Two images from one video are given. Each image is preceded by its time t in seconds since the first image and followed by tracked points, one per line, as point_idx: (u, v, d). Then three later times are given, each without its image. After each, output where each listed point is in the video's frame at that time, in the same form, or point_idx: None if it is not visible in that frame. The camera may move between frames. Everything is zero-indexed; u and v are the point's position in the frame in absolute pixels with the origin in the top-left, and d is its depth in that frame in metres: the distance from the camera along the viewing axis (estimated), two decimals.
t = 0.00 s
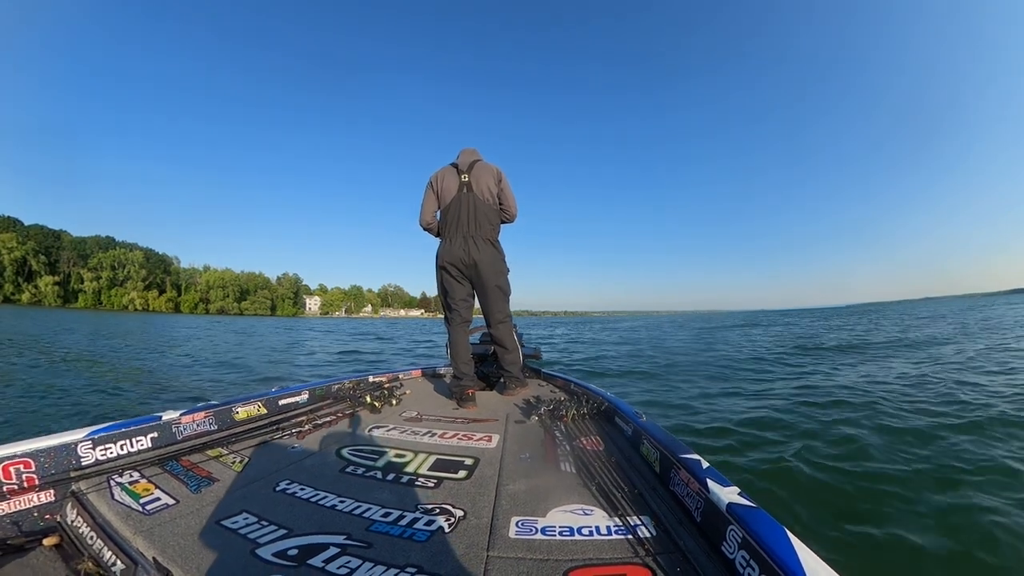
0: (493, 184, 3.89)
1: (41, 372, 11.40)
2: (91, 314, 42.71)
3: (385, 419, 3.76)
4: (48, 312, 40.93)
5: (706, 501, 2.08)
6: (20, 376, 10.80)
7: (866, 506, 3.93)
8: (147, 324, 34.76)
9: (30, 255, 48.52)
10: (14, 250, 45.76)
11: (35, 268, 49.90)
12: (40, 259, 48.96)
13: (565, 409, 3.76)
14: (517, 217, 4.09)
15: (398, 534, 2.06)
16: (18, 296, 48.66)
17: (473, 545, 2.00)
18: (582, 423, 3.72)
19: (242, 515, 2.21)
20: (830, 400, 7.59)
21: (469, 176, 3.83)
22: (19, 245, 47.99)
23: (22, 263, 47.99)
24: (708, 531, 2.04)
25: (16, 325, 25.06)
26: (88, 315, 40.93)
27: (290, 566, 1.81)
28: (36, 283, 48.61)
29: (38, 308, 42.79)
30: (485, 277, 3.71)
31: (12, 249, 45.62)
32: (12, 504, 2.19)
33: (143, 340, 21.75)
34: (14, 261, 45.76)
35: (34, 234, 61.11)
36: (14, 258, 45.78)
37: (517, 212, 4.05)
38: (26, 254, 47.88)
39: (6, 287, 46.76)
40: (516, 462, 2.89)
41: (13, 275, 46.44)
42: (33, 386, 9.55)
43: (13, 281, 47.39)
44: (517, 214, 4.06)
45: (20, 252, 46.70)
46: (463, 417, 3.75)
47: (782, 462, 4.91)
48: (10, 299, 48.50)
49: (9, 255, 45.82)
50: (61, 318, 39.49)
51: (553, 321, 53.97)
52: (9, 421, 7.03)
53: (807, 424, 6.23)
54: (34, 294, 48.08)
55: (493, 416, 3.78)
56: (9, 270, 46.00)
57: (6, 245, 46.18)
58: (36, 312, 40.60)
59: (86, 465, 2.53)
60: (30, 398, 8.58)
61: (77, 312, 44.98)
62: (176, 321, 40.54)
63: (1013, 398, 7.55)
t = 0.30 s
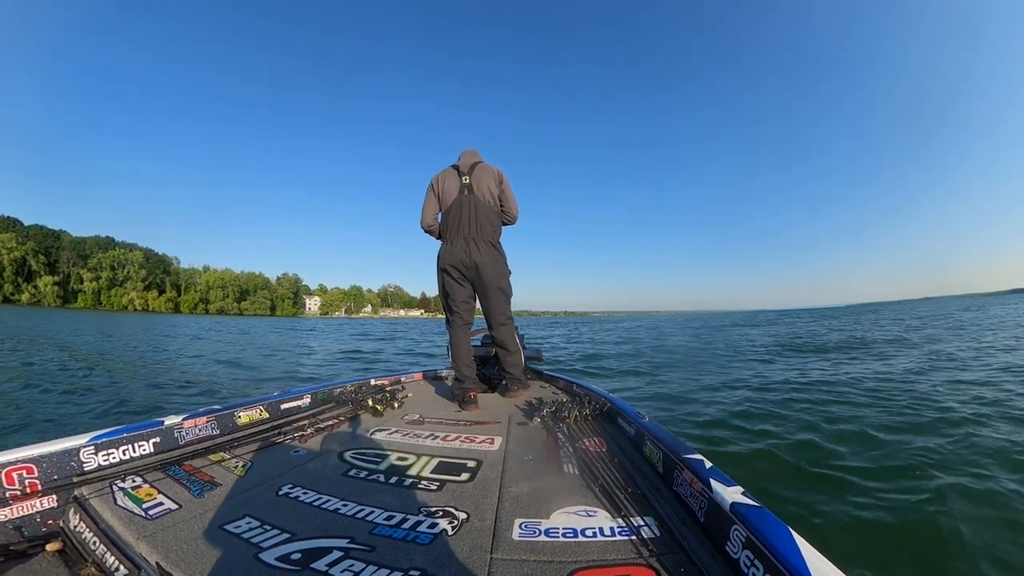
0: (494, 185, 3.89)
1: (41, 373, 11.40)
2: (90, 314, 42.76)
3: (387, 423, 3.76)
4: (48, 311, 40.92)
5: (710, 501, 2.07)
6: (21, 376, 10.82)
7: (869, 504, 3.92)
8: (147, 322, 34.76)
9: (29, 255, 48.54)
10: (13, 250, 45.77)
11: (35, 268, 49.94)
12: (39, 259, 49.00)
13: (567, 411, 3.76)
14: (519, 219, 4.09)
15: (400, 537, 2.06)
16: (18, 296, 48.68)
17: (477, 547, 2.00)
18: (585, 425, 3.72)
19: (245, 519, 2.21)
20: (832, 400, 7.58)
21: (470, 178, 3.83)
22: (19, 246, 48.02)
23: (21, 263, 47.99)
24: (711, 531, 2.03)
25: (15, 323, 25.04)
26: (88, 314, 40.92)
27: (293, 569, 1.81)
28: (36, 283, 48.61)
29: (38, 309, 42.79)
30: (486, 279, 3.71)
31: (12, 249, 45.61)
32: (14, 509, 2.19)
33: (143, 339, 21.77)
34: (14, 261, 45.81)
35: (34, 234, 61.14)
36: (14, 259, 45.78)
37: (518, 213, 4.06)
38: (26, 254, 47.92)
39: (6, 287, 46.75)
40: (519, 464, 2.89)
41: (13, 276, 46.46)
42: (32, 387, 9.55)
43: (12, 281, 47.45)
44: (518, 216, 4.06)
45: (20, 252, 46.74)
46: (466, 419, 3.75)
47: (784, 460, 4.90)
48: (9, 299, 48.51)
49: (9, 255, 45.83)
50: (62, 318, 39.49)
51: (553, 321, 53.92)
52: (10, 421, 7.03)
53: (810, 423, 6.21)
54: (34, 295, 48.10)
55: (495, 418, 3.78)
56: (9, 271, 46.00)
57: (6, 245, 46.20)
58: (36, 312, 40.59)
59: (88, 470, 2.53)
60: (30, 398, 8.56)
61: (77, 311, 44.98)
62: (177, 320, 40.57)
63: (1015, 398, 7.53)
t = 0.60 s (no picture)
0: (494, 186, 3.89)
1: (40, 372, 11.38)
2: (89, 314, 42.75)
3: (389, 424, 3.75)
4: (46, 311, 40.89)
5: (711, 502, 2.07)
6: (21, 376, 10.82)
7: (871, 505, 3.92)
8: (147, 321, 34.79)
9: (29, 255, 48.57)
10: (13, 250, 45.76)
11: (35, 267, 49.96)
12: (39, 259, 49.04)
13: (568, 412, 3.76)
14: (519, 220, 4.09)
15: (402, 538, 2.05)
16: (18, 296, 48.70)
17: (478, 548, 1.99)
18: (586, 426, 3.71)
19: (246, 520, 2.21)
20: (832, 400, 7.58)
21: (470, 179, 3.83)
22: (19, 245, 48.04)
23: (21, 263, 48.00)
24: (713, 532, 2.03)
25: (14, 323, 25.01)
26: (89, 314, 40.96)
27: (294, 571, 1.81)
28: (36, 283, 48.65)
29: (37, 309, 42.79)
30: (487, 280, 3.71)
31: (12, 249, 45.61)
32: (16, 509, 2.19)
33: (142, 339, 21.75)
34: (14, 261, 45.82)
35: (34, 234, 61.15)
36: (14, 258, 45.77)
37: (519, 215, 4.05)
38: (25, 254, 47.94)
39: (6, 287, 46.79)
40: (520, 465, 2.88)
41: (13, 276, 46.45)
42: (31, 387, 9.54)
43: (12, 281, 47.45)
44: (518, 217, 4.06)
45: (20, 252, 46.75)
46: (467, 420, 3.75)
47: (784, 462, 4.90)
48: (9, 299, 48.51)
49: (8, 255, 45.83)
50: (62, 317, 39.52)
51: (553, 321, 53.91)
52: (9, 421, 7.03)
53: (811, 424, 6.21)
54: (34, 294, 48.12)
55: (496, 419, 3.78)
56: (9, 271, 46.00)
57: (6, 245, 46.21)
58: (36, 312, 40.62)
59: (89, 471, 2.53)
60: (29, 398, 8.56)
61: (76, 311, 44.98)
62: (176, 320, 40.56)
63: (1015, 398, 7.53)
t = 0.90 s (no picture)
0: (494, 186, 3.88)
1: (39, 372, 11.39)
2: (89, 314, 42.73)
3: (390, 423, 3.76)
4: (45, 311, 40.85)
5: (711, 503, 2.07)
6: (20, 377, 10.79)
7: (872, 504, 3.91)
8: (147, 323, 34.80)
9: (29, 254, 48.59)
10: (12, 249, 45.77)
11: (35, 267, 49.97)
12: (39, 258, 49.04)
13: (569, 412, 3.76)
14: (520, 220, 4.09)
15: (402, 537, 2.05)
16: (18, 296, 48.71)
17: (478, 548, 1.99)
18: (587, 426, 3.71)
19: (246, 518, 2.21)
20: (833, 400, 7.57)
21: (471, 179, 3.83)
22: (19, 245, 48.05)
23: (21, 263, 48.01)
24: (713, 533, 2.03)
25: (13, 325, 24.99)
26: (89, 315, 41.00)
27: (294, 569, 1.81)
28: (36, 283, 48.71)
29: (37, 309, 42.79)
30: (488, 280, 3.71)
31: (12, 249, 45.67)
32: (17, 506, 2.20)
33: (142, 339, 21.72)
34: (14, 261, 45.81)
35: (34, 233, 61.15)
36: (13, 258, 45.76)
37: (519, 215, 4.05)
38: (25, 254, 47.95)
39: (6, 287, 46.86)
40: (521, 465, 2.89)
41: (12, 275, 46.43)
42: (31, 387, 9.55)
43: (12, 281, 47.44)
44: (519, 217, 4.06)
45: (19, 252, 46.73)
46: (468, 420, 3.75)
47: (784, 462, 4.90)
48: (9, 298, 48.50)
49: (8, 255, 45.83)
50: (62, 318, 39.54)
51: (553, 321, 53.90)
52: (10, 421, 7.03)
53: (811, 424, 6.21)
54: (34, 294, 48.13)
55: (497, 419, 3.78)
56: (8, 271, 45.99)
57: (6, 245, 46.21)
58: (36, 312, 40.65)
59: (90, 468, 2.53)
60: (29, 398, 8.57)
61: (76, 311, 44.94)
62: (175, 321, 40.56)
63: (1015, 398, 7.53)
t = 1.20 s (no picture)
0: (495, 186, 3.89)
1: (39, 372, 11.38)
2: (88, 314, 42.75)
3: (390, 422, 3.76)
4: (44, 312, 40.86)
5: (711, 503, 2.07)
6: (20, 377, 10.79)
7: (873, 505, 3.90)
8: (147, 324, 34.83)
9: (29, 255, 48.62)
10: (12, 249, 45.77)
11: (35, 267, 50.00)
12: (39, 258, 49.07)
13: (569, 412, 3.77)
14: (521, 219, 4.09)
15: (402, 536, 2.06)
16: (18, 296, 48.73)
17: (478, 547, 1.99)
18: (587, 426, 3.71)
19: (247, 516, 2.21)
20: (834, 400, 7.56)
21: (471, 178, 3.83)
22: (18, 245, 48.09)
23: (20, 263, 48.01)
24: (713, 533, 2.03)
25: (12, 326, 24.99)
26: (86, 317, 40.89)
27: (294, 567, 1.81)
28: (36, 283, 48.78)
29: (36, 309, 42.78)
30: (488, 279, 3.71)
31: (13, 249, 45.72)
32: (18, 503, 2.20)
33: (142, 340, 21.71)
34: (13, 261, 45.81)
35: (34, 233, 61.18)
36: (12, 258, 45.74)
37: (520, 214, 4.06)
38: (25, 254, 47.97)
39: (6, 287, 46.88)
40: (521, 464, 2.89)
41: (11, 275, 46.42)
42: (31, 387, 9.55)
43: (12, 281, 47.45)
44: (520, 216, 4.06)
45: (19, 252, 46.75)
46: (468, 419, 3.76)
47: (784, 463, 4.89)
48: (9, 298, 48.51)
49: (8, 255, 45.81)
50: (63, 318, 39.57)
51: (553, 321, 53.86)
52: (10, 421, 7.04)
53: (812, 424, 6.20)
54: (34, 294, 48.18)
55: (498, 418, 3.78)
56: (8, 270, 45.97)
57: (6, 245, 46.22)
58: (36, 312, 40.69)
59: (91, 465, 2.53)
60: (30, 398, 8.57)
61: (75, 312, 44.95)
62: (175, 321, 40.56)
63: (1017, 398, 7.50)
